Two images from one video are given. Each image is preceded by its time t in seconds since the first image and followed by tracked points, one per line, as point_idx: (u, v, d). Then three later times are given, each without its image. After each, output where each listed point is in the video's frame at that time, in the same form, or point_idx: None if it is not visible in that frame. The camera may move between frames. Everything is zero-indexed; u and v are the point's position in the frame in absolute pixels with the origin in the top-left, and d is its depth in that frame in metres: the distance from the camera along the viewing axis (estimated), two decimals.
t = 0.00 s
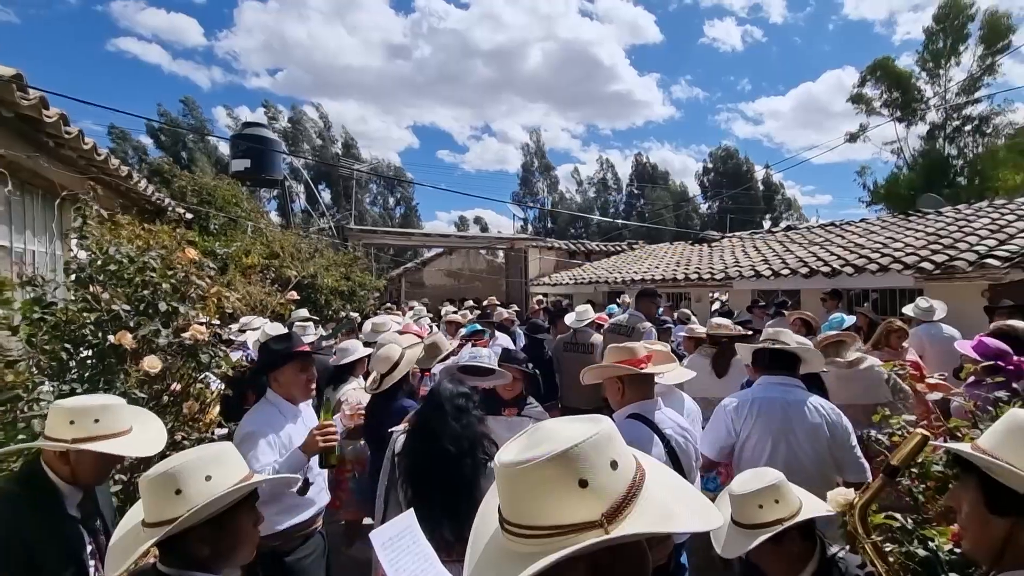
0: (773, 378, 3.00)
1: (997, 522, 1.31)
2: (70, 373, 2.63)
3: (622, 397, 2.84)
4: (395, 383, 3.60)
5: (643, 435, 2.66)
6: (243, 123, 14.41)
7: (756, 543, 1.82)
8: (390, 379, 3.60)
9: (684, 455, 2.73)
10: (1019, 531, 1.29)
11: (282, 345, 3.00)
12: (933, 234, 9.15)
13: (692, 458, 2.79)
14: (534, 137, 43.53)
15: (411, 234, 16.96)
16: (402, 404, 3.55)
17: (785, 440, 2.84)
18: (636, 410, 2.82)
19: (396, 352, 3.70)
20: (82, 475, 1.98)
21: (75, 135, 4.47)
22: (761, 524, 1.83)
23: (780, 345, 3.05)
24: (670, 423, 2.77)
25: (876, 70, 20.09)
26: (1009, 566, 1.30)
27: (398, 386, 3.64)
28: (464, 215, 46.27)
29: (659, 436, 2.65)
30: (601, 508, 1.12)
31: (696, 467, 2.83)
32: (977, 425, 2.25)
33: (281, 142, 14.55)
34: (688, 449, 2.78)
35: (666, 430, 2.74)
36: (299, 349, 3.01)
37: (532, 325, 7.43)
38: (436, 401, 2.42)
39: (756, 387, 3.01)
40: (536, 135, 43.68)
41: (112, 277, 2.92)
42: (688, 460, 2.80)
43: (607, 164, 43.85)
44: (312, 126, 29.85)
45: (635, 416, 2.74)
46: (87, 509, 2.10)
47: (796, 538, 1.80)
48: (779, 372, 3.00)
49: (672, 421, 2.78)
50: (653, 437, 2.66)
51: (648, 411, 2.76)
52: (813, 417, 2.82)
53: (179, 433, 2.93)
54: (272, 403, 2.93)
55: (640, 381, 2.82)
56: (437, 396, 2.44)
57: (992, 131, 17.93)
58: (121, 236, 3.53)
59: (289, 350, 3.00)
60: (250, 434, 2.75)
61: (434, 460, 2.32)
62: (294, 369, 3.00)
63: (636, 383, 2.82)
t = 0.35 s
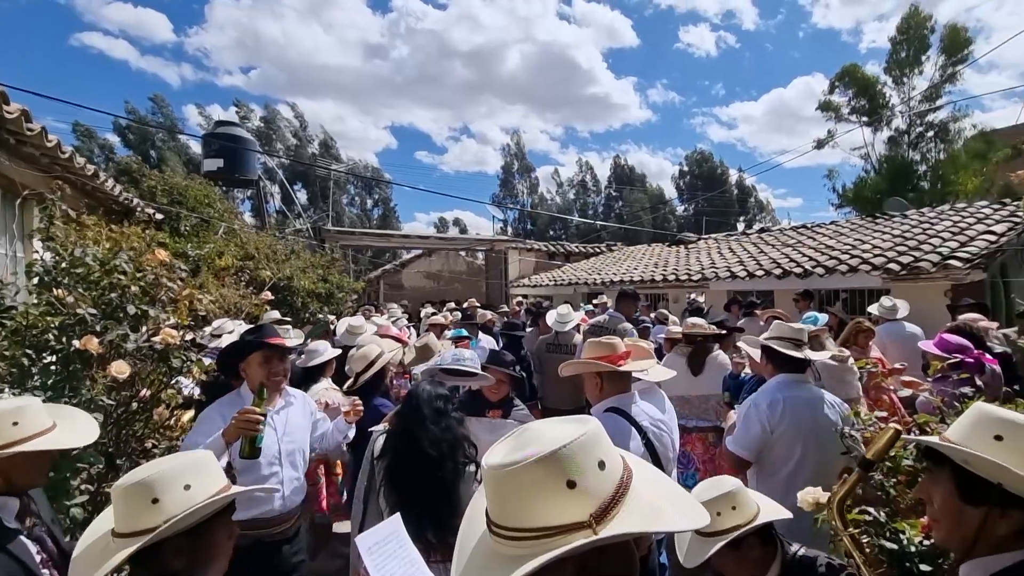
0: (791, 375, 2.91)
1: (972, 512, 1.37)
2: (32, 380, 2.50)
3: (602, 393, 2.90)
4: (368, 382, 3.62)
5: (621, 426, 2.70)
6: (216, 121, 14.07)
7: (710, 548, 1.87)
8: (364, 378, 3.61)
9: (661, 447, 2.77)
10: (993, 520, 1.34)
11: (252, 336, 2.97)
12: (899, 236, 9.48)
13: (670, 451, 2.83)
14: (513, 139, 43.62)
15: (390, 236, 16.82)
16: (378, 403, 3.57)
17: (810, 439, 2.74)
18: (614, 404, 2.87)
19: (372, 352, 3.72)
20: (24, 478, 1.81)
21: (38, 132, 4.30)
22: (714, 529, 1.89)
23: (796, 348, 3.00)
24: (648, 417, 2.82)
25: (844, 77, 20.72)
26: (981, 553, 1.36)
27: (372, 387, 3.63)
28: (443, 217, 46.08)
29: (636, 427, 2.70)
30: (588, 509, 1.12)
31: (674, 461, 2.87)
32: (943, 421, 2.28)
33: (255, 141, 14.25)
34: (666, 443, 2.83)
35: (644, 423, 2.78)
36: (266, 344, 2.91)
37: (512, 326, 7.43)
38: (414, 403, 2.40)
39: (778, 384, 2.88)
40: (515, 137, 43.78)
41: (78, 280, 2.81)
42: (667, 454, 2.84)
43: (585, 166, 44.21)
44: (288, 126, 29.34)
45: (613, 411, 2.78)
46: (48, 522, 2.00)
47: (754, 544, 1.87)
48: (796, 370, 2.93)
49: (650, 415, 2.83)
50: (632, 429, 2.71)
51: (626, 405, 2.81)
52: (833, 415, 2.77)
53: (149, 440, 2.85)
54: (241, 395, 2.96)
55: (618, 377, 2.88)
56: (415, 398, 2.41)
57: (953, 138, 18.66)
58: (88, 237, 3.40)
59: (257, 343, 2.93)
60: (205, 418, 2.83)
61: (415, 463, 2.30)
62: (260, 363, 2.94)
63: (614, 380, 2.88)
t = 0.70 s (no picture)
0: (769, 374, 2.97)
1: (944, 490, 1.42)
2: None
3: (571, 395, 2.95)
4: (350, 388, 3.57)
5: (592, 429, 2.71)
6: (183, 117, 13.65)
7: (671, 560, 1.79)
8: (347, 384, 3.55)
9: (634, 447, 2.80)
10: (963, 498, 1.39)
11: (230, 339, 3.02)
12: (863, 238, 9.82)
13: (642, 450, 2.88)
14: (489, 140, 43.58)
15: (365, 236, 16.59)
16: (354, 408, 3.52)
17: (788, 437, 2.82)
18: (584, 406, 2.92)
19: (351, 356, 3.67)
20: None
21: None
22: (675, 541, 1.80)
23: (769, 347, 3.06)
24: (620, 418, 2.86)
25: (810, 83, 21.39)
26: (950, 528, 1.41)
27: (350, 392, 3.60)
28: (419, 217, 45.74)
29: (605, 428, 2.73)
30: (571, 507, 1.12)
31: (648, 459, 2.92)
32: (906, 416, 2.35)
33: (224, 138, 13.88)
34: (639, 444, 2.87)
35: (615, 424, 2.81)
36: (240, 346, 2.97)
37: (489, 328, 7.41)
38: (383, 405, 2.37)
39: (757, 384, 2.92)
40: (492, 138, 43.76)
41: (35, 280, 2.68)
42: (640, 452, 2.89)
43: (561, 168, 44.48)
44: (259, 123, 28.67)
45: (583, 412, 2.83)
46: None
47: (711, 554, 1.78)
48: (775, 368, 3.00)
49: (623, 415, 2.88)
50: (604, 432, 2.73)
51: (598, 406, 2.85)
52: (806, 411, 2.87)
53: (112, 448, 2.78)
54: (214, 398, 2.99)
55: (587, 379, 2.92)
56: (379, 401, 2.38)
57: (912, 144, 19.45)
58: (46, 235, 3.25)
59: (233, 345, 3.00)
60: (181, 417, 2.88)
61: (389, 465, 2.27)
62: (234, 365, 2.99)
63: (584, 382, 2.92)
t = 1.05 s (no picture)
0: (730, 373, 3.03)
1: (913, 479, 1.47)
2: None
3: (542, 396, 2.95)
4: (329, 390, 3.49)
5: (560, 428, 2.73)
6: (151, 113, 13.24)
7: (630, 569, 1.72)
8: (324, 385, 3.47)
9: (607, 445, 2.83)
10: (931, 484, 1.44)
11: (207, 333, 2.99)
12: (832, 240, 10.12)
13: (613, 445, 2.92)
14: (468, 140, 43.46)
15: (341, 236, 16.35)
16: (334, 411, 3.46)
17: (751, 433, 2.89)
18: (556, 406, 2.92)
19: (330, 357, 3.60)
20: None
21: None
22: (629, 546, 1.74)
23: (729, 347, 3.11)
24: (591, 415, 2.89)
25: (780, 89, 21.95)
26: (919, 514, 1.46)
27: (329, 394, 3.52)
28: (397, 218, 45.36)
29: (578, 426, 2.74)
30: (553, 504, 1.12)
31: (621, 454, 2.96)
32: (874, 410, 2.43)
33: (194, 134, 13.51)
34: (610, 441, 2.90)
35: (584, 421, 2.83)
36: (214, 340, 2.94)
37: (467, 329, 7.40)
38: (360, 404, 2.34)
39: (718, 385, 2.97)
40: (470, 139, 43.66)
41: None
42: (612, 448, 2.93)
43: (540, 169, 44.63)
44: (231, 120, 28.00)
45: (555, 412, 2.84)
46: None
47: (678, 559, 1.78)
48: (734, 368, 3.05)
49: (592, 412, 2.92)
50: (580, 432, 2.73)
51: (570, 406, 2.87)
52: (767, 409, 2.96)
53: (76, 454, 2.66)
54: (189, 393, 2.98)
55: (557, 378, 2.93)
56: (358, 400, 2.35)
57: (878, 150, 20.11)
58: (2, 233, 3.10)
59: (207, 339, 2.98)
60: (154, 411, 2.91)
61: (368, 466, 2.25)
62: (207, 359, 2.96)
63: (555, 383, 2.94)
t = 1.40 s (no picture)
0: (709, 370, 3.11)
1: (873, 476, 1.52)
2: None
3: (512, 397, 2.95)
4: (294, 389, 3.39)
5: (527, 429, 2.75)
6: (113, 105, 12.75)
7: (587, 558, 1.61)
8: (292, 384, 3.40)
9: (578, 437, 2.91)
10: (890, 481, 1.50)
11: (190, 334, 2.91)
12: (799, 242, 10.43)
13: (583, 440, 2.98)
14: (444, 140, 43.22)
15: (314, 234, 16.05)
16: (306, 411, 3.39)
17: (725, 428, 2.97)
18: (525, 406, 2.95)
19: (298, 356, 3.51)
20: None
21: None
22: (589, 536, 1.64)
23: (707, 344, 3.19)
24: (560, 413, 2.93)
25: (749, 95, 22.53)
26: (879, 510, 1.52)
27: (302, 395, 3.45)
28: (372, 217, 44.73)
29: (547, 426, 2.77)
30: (531, 502, 1.12)
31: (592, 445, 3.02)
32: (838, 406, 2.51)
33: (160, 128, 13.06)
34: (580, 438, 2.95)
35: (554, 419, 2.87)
36: (197, 343, 2.85)
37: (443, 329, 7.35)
38: (335, 407, 2.31)
39: (702, 379, 3.05)
40: (446, 138, 43.44)
41: None
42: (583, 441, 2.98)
43: (516, 169, 44.69)
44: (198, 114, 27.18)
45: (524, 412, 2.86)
46: None
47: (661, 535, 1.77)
48: (711, 365, 3.13)
49: (562, 410, 2.95)
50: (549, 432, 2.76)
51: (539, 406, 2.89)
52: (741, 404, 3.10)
53: (31, 459, 2.53)
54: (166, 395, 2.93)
55: (525, 379, 2.95)
56: (335, 402, 2.32)
57: (843, 155, 20.82)
58: None
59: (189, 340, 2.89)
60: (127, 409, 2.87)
61: (341, 468, 2.21)
62: (188, 361, 2.88)
63: (524, 384, 2.94)
